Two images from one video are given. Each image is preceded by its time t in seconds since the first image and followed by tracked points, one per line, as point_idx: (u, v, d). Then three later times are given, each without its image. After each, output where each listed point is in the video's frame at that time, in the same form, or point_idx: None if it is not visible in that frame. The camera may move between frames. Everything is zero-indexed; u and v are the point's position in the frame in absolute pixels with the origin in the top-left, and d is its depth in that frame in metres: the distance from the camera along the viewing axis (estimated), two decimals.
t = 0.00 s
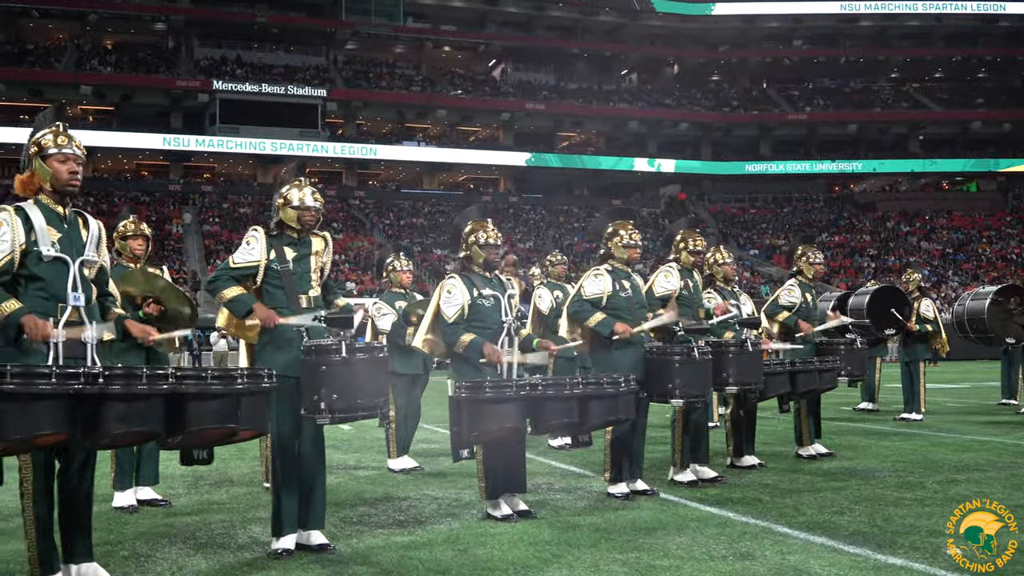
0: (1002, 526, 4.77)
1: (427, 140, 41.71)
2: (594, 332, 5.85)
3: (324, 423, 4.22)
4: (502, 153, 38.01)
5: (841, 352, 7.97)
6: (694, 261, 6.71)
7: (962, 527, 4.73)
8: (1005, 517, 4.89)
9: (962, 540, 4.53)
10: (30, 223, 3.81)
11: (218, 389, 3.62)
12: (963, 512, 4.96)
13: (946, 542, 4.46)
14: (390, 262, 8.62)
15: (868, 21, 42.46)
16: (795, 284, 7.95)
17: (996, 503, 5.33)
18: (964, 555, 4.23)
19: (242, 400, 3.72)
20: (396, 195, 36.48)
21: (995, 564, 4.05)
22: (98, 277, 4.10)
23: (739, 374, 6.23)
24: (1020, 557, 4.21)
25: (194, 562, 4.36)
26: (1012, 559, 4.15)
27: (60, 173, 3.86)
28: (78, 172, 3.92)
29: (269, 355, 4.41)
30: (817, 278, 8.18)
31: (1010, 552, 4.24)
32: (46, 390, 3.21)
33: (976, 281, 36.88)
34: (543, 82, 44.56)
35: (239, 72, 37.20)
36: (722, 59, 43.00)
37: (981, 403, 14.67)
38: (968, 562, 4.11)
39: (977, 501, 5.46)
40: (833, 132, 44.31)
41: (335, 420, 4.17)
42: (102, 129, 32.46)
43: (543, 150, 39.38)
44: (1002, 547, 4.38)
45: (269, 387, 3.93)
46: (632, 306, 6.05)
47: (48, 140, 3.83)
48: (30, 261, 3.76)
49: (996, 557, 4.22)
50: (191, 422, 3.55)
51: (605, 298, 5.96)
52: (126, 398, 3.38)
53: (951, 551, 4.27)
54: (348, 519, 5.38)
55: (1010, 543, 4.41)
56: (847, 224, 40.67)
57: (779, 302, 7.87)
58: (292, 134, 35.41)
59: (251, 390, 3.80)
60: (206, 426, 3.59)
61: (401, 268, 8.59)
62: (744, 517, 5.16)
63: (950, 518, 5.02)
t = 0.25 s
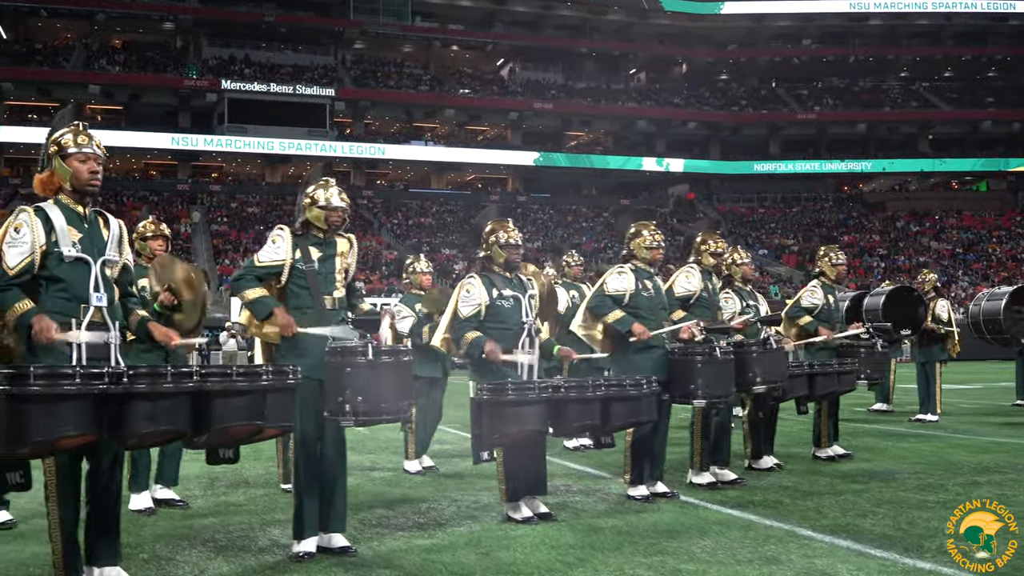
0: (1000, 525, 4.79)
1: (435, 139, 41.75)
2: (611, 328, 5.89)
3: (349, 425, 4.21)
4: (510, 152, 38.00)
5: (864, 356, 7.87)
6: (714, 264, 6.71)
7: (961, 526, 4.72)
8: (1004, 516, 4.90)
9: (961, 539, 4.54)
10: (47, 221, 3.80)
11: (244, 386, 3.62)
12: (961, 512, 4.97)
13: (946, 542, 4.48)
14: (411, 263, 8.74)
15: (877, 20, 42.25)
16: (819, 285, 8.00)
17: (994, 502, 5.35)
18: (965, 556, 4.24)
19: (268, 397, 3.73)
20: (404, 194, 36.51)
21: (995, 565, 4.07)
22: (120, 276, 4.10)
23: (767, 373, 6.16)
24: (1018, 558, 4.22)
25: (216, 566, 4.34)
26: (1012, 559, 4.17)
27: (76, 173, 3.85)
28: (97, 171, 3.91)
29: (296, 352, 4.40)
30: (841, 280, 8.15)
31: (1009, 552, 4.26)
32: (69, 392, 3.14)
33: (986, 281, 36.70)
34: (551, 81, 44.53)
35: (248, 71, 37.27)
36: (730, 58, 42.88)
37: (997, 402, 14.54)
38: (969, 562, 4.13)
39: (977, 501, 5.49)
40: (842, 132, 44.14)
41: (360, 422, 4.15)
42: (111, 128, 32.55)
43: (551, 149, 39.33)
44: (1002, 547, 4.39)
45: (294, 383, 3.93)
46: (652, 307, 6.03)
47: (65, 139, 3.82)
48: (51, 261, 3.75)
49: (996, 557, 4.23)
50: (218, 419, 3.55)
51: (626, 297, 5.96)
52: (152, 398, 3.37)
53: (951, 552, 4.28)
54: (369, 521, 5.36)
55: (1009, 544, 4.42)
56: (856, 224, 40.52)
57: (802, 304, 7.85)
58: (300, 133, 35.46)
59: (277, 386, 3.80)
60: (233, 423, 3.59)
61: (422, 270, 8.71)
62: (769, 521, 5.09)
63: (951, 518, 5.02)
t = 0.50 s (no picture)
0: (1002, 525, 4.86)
1: (443, 140, 41.67)
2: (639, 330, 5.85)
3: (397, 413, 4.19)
4: (518, 152, 37.89)
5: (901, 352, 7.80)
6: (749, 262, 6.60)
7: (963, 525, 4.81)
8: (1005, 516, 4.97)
9: (962, 538, 4.61)
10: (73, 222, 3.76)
11: (263, 404, 3.52)
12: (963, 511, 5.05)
13: (947, 541, 4.55)
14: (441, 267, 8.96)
15: (886, 20, 42.00)
16: (851, 286, 7.95)
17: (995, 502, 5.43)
18: (965, 556, 4.30)
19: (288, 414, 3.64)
20: (412, 194, 36.43)
21: (995, 565, 4.11)
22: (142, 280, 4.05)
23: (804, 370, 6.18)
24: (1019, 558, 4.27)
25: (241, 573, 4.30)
26: (1012, 560, 4.21)
27: (104, 178, 3.81)
28: (123, 177, 3.87)
29: (331, 357, 4.39)
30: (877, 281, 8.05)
31: (1010, 553, 4.30)
32: (89, 412, 3.17)
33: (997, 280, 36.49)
34: (559, 81, 44.45)
35: (255, 72, 37.22)
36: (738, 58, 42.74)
37: (1009, 405, 14.42)
38: (969, 563, 4.18)
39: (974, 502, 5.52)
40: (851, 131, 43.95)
41: (407, 406, 4.13)
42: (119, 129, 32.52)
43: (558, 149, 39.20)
44: (1002, 546, 4.45)
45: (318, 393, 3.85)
46: (683, 308, 5.98)
47: (93, 144, 3.77)
48: (78, 265, 3.69)
49: (996, 556, 4.28)
50: (236, 437, 3.47)
51: (655, 301, 5.90)
52: (170, 418, 3.31)
53: (952, 552, 4.34)
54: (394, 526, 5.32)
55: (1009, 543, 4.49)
56: (866, 224, 40.34)
57: (834, 306, 7.87)
58: (308, 133, 35.45)
59: (300, 400, 3.72)
60: (252, 440, 3.51)
61: (453, 274, 8.91)
62: (798, 527, 5.03)
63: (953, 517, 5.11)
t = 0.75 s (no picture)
0: (1001, 525, 4.89)
1: (451, 135, 41.64)
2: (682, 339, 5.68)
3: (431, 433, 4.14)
4: (526, 147, 37.79)
5: (946, 354, 7.61)
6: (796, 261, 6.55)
7: (963, 527, 4.87)
8: (1006, 517, 5.01)
9: (963, 539, 4.65)
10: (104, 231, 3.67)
11: (277, 402, 3.38)
12: (965, 513, 5.10)
13: (948, 540, 4.58)
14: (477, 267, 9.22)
15: (897, 13, 41.68)
16: (896, 283, 7.83)
17: (996, 504, 5.47)
18: (965, 554, 4.32)
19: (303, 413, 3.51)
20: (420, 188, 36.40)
21: (996, 564, 4.14)
22: (173, 284, 3.94)
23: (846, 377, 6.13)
24: (1019, 557, 4.30)
25: None
26: (1012, 559, 4.24)
27: (133, 183, 3.74)
28: (152, 182, 3.80)
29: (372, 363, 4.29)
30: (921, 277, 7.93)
31: (1010, 553, 4.33)
32: (98, 401, 3.10)
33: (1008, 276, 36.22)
34: (568, 75, 44.28)
35: (264, 66, 37.17)
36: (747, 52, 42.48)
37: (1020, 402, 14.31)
38: (968, 561, 4.19)
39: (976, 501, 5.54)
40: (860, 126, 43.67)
41: (441, 427, 4.09)
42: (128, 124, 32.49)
43: (567, 143, 39.01)
44: (1001, 546, 4.50)
45: (335, 398, 3.77)
46: (720, 308, 5.88)
47: (122, 149, 3.71)
48: (104, 267, 3.62)
49: (995, 556, 4.31)
50: (247, 435, 3.31)
51: (692, 302, 5.80)
52: (181, 410, 3.18)
53: (951, 550, 4.37)
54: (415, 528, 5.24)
55: (1009, 542, 4.52)
56: (876, 219, 40.11)
57: (878, 302, 7.75)
58: (316, 128, 35.44)
59: (316, 402, 3.62)
60: (266, 439, 3.36)
61: (489, 274, 9.16)
62: (827, 529, 4.93)
63: (953, 518, 5.18)
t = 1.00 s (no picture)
0: (1001, 525, 5.25)
1: (450, 135, 41.64)
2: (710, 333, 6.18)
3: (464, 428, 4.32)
4: (526, 147, 37.82)
5: (987, 357, 7.65)
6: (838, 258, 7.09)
7: (964, 527, 5.21)
8: (1004, 517, 5.37)
9: (964, 539, 5.00)
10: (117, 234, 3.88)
11: (282, 393, 3.51)
12: (964, 513, 5.44)
13: (950, 541, 4.93)
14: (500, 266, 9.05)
15: (896, 14, 41.71)
16: (936, 285, 8.08)
17: (994, 505, 5.82)
18: (967, 555, 4.67)
19: (310, 407, 3.59)
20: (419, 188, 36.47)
21: (995, 565, 4.49)
22: (176, 286, 4.17)
23: (876, 386, 6.67)
24: (1017, 557, 4.66)
25: None
26: (1011, 559, 4.59)
27: (137, 190, 3.89)
28: (156, 187, 3.94)
29: (410, 365, 4.48)
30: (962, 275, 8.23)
31: (1009, 553, 4.69)
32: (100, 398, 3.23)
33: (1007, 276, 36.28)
34: (568, 76, 44.28)
35: (263, 66, 37.21)
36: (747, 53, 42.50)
37: (1012, 401, 14.40)
38: (969, 562, 4.54)
39: (975, 503, 5.95)
40: (859, 126, 43.72)
41: (476, 424, 4.23)
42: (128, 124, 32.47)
43: (566, 143, 39.00)
44: (1001, 546, 4.85)
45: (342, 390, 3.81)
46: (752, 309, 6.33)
47: (126, 153, 3.85)
48: (107, 273, 3.80)
49: (995, 556, 4.66)
50: (253, 428, 3.42)
51: (723, 300, 6.29)
52: (184, 405, 3.30)
53: (953, 551, 4.73)
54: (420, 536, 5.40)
55: (1008, 542, 4.88)
56: (874, 220, 40.19)
57: (916, 305, 8.04)
58: (316, 128, 35.45)
59: (325, 395, 3.68)
60: (270, 430, 3.45)
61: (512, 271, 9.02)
62: (843, 538, 5.16)
63: (953, 519, 5.53)
